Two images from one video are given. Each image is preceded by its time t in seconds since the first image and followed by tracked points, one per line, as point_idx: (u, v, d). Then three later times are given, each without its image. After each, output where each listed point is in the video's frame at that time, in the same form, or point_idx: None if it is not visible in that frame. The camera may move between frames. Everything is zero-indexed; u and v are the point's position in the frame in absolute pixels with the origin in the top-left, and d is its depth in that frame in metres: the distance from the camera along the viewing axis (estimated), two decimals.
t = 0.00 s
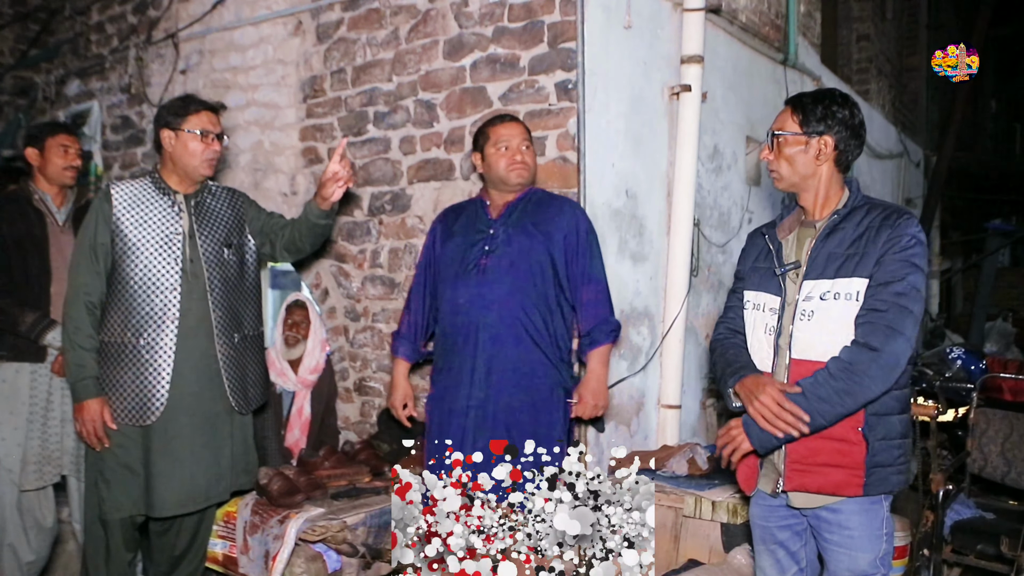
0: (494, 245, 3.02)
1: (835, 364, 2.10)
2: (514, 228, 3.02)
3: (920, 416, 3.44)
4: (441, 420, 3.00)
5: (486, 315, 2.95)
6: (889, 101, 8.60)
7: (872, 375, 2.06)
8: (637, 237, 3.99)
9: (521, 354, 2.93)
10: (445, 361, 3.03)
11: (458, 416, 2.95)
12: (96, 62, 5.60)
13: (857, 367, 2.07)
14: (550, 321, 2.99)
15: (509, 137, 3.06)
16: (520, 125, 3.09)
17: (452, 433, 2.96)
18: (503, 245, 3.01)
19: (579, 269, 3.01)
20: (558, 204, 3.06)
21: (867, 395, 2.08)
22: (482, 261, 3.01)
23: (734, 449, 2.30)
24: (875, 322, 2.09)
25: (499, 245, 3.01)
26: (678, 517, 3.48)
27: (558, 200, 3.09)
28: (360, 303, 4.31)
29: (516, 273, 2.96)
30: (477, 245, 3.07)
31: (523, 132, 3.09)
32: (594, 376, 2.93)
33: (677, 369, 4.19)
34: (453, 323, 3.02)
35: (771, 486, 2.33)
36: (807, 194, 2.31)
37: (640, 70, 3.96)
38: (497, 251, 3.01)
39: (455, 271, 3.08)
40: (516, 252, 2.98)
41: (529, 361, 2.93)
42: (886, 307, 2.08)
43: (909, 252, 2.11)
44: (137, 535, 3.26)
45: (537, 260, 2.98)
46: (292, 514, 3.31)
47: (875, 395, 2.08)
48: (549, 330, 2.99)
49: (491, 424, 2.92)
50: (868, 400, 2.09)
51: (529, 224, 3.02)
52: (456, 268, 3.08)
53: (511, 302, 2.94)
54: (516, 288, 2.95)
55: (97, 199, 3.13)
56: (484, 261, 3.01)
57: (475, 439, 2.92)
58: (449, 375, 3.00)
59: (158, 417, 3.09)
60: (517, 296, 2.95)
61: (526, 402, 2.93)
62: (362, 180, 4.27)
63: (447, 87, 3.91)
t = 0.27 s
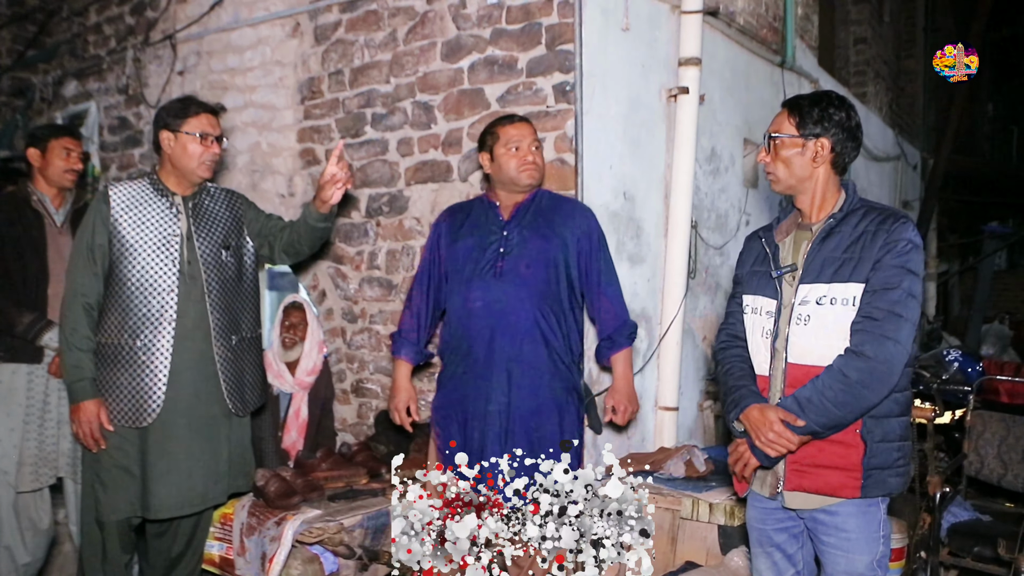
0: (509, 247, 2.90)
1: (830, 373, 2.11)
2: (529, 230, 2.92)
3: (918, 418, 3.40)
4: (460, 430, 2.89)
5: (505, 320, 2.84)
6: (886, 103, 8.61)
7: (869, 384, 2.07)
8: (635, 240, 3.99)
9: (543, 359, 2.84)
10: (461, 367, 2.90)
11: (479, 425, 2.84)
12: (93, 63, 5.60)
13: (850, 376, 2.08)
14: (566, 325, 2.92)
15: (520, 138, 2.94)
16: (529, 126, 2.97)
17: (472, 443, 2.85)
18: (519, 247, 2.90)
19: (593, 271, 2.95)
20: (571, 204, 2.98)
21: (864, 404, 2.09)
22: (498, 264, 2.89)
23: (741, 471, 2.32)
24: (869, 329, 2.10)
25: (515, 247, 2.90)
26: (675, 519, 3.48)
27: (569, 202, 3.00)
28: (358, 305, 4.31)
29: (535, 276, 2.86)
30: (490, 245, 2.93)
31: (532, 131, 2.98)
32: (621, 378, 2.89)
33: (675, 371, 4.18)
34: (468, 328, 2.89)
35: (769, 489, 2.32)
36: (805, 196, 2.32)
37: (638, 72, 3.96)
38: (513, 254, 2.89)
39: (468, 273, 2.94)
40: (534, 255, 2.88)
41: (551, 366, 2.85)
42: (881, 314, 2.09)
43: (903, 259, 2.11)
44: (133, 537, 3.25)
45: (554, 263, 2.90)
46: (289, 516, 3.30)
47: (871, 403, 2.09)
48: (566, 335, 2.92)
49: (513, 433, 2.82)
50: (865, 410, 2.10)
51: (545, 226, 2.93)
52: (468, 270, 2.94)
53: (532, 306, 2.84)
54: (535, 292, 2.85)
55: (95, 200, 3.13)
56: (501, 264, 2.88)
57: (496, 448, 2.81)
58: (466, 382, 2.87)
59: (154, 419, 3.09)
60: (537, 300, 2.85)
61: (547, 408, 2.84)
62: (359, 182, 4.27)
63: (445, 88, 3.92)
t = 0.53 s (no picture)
0: (515, 246, 2.89)
1: (827, 376, 2.12)
2: (534, 229, 2.92)
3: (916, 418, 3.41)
4: (466, 429, 2.86)
5: (515, 320, 2.83)
6: (882, 104, 8.63)
7: (866, 387, 2.08)
8: (632, 239, 3.99)
9: (552, 359, 2.86)
10: (467, 367, 2.87)
11: (489, 424, 2.83)
12: (89, 62, 5.59)
13: (847, 378, 2.09)
14: (571, 324, 2.94)
15: (521, 136, 2.94)
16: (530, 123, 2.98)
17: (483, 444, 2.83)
18: (525, 246, 2.89)
19: (596, 270, 2.97)
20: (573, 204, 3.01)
21: (863, 405, 2.10)
22: (505, 263, 2.88)
23: (751, 486, 2.29)
24: (865, 330, 2.10)
25: (521, 247, 2.89)
26: (671, 518, 3.45)
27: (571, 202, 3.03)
28: (354, 305, 4.30)
29: (543, 276, 2.87)
30: (495, 245, 2.91)
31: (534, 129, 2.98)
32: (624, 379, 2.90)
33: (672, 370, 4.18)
34: (473, 327, 2.87)
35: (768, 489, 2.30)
36: (801, 195, 2.32)
37: (635, 72, 3.96)
38: (519, 253, 2.88)
39: (471, 272, 2.91)
40: (542, 254, 2.89)
41: (559, 365, 2.86)
42: (876, 316, 2.10)
43: (900, 260, 2.11)
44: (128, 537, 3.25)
45: (561, 261, 2.92)
46: (285, 516, 3.28)
47: (868, 405, 2.10)
48: (571, 333, 2.94)
49: (525, 432, 2.82)
50: (864, 411, 2.11)
51: (549, 225, 2.93)
52: (473, 269, 2.91)
53: (541, 305, 2.85)
54: (543, 291, 2.86)
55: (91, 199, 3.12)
56: (507, 263, 2.87)
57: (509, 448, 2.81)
58: (472, 381, 2.85)
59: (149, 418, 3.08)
60: (546, 299, 2.86)
61: (556, 406, 2.85)
62: (356, 181, 4.27)
63: (442, 88, 3.91)
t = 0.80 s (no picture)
0: (515, 243, 2.89)
1: (820, 375, 2.12)
2: (533, 226, 2.93)
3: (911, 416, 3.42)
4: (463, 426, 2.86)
5: (517, 318, 2.83)
6: (876, 103, 8.65)
7: (859, 387, 2.08)
8: (626, 238, 4.00)
9: (552, 357, 2.87)
10: (465, 364, 2.86)
11: (488, 422, 2.83)
12: (83, 59, 5.57)
13: (840, 378, 2.09)
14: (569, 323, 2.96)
15: (519, 133, 2.93)
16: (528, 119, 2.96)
17: (482, 442, 2.83)
18: (525, 244, 2.89)
19: (594, 269, 2.99)
20: (570, 202, 3.03)
21: (857, 405, 2.10)
22: (505, 260, 2.87)
23: (747, 486, 2.29)
24: (857, 330, 2.10)
25: (521, 245, 2.89)
26: (666, 517, 3.48)
27: (568, 200, 3.05)
28: (348, 303, 4.30)
29: (544, 274, 2.87)
30: (494, 242, 2.90)
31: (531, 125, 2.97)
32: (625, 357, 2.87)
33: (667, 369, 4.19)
34: (471, 324, 2.85)
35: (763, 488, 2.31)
36: (795, 194, 2.32)
37: (630, 70, 3.97)
38: (520, 251, 2.88)
39: (469, 267, 2.90)
40: (542, 252, 2.89)
41: (558, 363, 2.89)
42: (869, 316, 2.10)
43: (894, 260, 2.11)
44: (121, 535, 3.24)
45: (561, 259, 2.93)
46: (278, 514, 3.28)
47: (860, 406, 2.10)
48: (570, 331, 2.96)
49: (525, 430, 2.84)
50: (858, 411, 2.11)
51: (549, 224, 2.95)
52: (471, 265, 2.89)
53: (542, 303, 2.86)
54: (544, 289, 2.87)
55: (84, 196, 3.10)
56: (508, 261, 2.87)
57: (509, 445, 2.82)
58: (470, 378, 2.85)
59: (141, 416, 3.07)
60: (546, 297, 2.87)
61: (555, 404, 2.87)
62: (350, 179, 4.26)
63: (437, 86, 3.91)
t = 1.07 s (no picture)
0: (513, 243, 2.90)
1: (815, 375, 2.13)
2: (531, 227, 2.93)
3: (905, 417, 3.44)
4: (456, 424, 2.85)
5: (514, 318, 2.83)
6: (870, 105, 8.68)
7: (853, 388, 2.09)
8: (622, 238, 4.00)
9: (548, 358, 2.88)
10: (459, 363, 2.85)
11: (482, 422, 2.83)
12: (77, 57, 5.55)
13: (835, 378, 2.09)
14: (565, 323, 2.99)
15: (521, 136, 2.91)
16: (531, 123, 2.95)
17: (477, 441, 2.83)
18: (524, 245, 2.89)
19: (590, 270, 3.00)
20: (568, 203, 3.04)
21: (851, 406, 2.10)
22: (503, 261, 2.87)
23: (741, 486, 2.30)
24: (853, 331, 2.11)
25: (520, 246, 2.89)
26: (660, 515, 3.46)
27: (565, 200, 3.05)
28: (343, 302, 4.29)
29: (541, 275, 2.88)
30: (492, 242, 2.90)
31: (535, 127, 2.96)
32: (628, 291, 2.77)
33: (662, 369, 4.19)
34: (466, 323, 2.85)
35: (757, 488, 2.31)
36: (791, 194, 2.33)
37: (625, 71, 3.97)
38: (519, 252, 2.88)
39: (466, 266, 2.89)
40: (540, 253, 2.90)
41: (554, 364, 2.89)
42: (864, 317, 2.11)
43: (890, 261, 2.13)
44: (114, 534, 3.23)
45: (559, 261, 2.94)
46: (272, 514, 3.27)
47: (853, 407, 2.11)
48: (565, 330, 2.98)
49: (519, 431, 2.84)
50: (852, 411, 2.11)
51: (548, 225, 2.95)
52: (469, 265, 2.89)
53: (539, 304, 2.86)
54: (541, 290, 2.87)
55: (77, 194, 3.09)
56: (505, 262, 2.87)
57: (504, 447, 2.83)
58: (463, 377, 2.84)
59: (134, 415, 3.06)
60: (544, 298, 2.88)
61: (549, 405, 2.87)
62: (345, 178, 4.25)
63: (432, 85, 3.91)
